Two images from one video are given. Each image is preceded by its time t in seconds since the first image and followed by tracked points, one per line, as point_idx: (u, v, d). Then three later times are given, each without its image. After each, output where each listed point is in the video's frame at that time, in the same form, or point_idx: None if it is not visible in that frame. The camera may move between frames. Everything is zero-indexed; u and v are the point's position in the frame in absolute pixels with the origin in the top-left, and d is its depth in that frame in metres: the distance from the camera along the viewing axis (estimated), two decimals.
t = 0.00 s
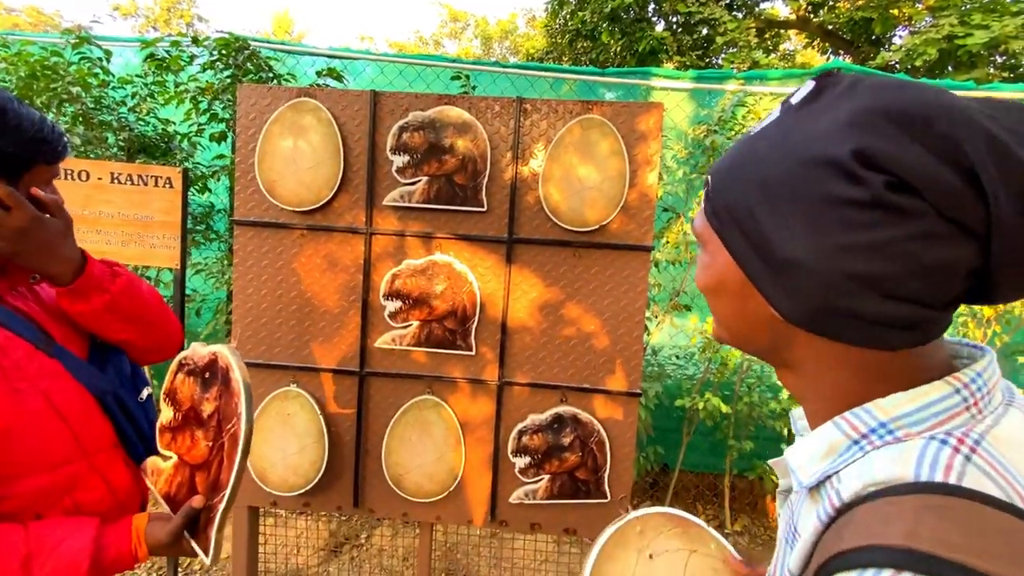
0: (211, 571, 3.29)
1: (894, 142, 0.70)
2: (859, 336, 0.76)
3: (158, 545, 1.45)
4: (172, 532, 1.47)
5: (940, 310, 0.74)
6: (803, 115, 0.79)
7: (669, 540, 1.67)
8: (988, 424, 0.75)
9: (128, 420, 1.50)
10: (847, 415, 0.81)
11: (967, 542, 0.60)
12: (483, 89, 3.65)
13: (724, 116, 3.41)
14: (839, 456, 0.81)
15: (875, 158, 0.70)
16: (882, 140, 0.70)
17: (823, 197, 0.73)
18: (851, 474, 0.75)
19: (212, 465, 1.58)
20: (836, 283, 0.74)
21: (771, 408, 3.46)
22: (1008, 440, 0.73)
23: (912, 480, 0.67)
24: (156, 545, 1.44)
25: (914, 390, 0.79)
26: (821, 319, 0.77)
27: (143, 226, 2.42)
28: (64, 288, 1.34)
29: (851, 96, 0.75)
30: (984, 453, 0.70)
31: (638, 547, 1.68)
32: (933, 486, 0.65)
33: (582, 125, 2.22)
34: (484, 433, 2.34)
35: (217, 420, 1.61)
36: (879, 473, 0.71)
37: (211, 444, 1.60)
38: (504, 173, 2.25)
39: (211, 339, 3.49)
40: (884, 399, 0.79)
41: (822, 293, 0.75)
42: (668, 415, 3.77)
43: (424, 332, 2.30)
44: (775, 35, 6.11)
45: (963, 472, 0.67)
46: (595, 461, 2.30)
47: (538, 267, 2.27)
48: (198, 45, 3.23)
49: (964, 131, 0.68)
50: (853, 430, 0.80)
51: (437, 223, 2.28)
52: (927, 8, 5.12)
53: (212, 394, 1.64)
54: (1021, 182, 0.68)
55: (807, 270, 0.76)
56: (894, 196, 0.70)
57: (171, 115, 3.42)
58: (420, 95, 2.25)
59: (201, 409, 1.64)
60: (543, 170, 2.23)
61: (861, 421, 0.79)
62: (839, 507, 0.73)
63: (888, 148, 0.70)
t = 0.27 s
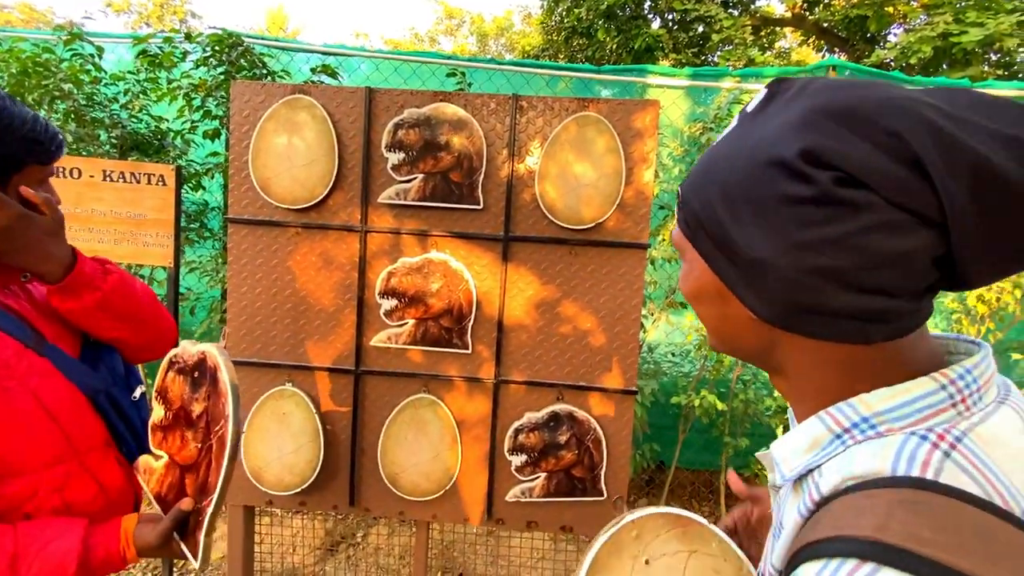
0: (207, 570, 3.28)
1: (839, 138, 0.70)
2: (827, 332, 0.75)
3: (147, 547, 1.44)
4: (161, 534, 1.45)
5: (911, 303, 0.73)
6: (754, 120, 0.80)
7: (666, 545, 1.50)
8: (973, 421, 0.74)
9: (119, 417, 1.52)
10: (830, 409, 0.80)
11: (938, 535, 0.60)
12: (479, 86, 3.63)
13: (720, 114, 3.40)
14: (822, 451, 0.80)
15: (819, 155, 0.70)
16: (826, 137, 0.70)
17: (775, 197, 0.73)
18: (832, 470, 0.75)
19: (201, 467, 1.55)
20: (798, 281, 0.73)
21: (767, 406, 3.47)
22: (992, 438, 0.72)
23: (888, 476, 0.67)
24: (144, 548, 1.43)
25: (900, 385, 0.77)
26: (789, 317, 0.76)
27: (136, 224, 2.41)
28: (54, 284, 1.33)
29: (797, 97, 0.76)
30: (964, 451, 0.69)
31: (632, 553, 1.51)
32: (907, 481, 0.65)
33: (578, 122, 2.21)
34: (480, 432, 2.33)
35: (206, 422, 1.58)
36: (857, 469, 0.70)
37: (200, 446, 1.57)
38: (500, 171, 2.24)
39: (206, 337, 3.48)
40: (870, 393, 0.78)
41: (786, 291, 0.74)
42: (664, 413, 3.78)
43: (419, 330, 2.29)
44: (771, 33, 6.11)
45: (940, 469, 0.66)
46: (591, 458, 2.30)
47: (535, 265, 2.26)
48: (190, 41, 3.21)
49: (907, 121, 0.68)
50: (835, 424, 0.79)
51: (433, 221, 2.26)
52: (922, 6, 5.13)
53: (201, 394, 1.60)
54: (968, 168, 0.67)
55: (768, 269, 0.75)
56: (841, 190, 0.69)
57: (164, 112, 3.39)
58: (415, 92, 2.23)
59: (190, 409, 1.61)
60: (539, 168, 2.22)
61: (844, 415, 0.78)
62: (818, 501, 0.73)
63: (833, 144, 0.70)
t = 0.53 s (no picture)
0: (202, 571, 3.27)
1: (839, 136, 0.69)
2: (822, 336, 0.74)
3: (144, 550, 1.44)
4: (157, 537, 1.46)
5: (909, 308, 0.72)
6: (756, 114, 0.79)
7: (705, 562, 1.45)
8: (974, 429, 0.72)
9: (116, 417, 1.51)
10: (828, 415, 0.79)
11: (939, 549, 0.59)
12: (475, 84, 3.59)
13: (716, 112, 3.37)
14: (818, 458, 0.79)
15: (819, 153, 0.70)
16: (827, 134, 0.70)
17: (772, 195, 0.73)
18: (830, 478, 0.73)
19: (196, 468, 1.56)
20: (793, 281, 0.73)
21: (762, 403, 3.47)
22: (993, 447, 0.71)
23: (890, 485, 0.65)
24: (140, 550, 1.43)
25: (899, 391, 0.76)
26: (783, 319, 0.76)
27: (129, 223, 2.39)
28: (50, 285, 1.32)
29: (800, 92, 0.75)
30: (967, 460, 0.68)
31: (666, 567, 1.48)
32: (909, 491, 0.64)
33: (575, 120, 2.20)
34: (477, 430, 2.33)
35: (201, 423, 1.58)
36: (858, 478, 0.69)
37: (195, 448, 1.58)
38: (497, 169, 2.23)
39: (200, 336, 3.46)
40: (869, 399, 0.77)
41: (782, 293, 0.74)
42: (661, 410, 3.78)
43: (416, 329, 2.29)
44: (766, 31, 6.12)
45: (943, 480, 0.65)
46: (588, 457, 2.29)
47: (531, 263, 2.25)
48: (183, 38, 3.19)
49: (911, 120, 0.67)
50: (834, 430, 0.77)
51: (429, 219, 2.26)
52: (916, 4, 5.14)
53: (196, 395, 1.60)
54: (976, 169, 0.65)
55: (763, 269, 0.75)
56: (842, 190, 0.69)
57: (157, 110, 3.38)
58: (411, 89, 2.22)
59: (185, 409, 1.61)
60: (536, 166, 2.21)
61: (842, 421, 0.77)
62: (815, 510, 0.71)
63: (833, 142, 0.69)
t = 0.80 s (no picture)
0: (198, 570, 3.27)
1: (808, 139, 0.67)
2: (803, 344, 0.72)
3: (151, 544, 1.45)
4: (165, 532, 1.46)
5: (892, 311, 0.70)
6: (725, 119, 0.77)
7: (723, 554, 1.61)
8: (969, 440, 0.71)
9: (113, 417, 1.51)
10: (820, 425, 0.78)
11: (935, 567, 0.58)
12: (470, 82, 3.60)
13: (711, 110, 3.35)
14: (810, 468, 0.78)
15: (787, 158, 0.67)
16: (795, 138, 0.67)
17: (743, 202, 0.71)
18: (820, 491, 0.72)
19: (206, 464, 1.54)
20: (769, 290, 0.71)
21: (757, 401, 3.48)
22: (989, 459, 0.70)
23: (884, 497, 0.64)
24: (149, 544, 1.44)
25: (893, 400, 0.75)
26: (761, 328, 0.74)
27: (122, 222, 2.38)
28: (45, 290, 1.34)
29: (769, 95, 0.73)
30: (962, 473, 0.67)
31: (684, 554, 1.62)
32: (902, 505, 0.63)
33: (570, 119, 2.20)
34: (472, 430, 2.32)
35: (210, 419, 1.57)
36: (849, 492, 0.68)
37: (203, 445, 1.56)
38: (492, 168, 2.23)
39: (195, 336, 3.46)
40: (862, 408, 0.76)
41: (759, 302, 0.72)
42: (656, 408, 3.78)
43: (411, 328, 2.28)
44: (761, 29, 6.14)
45: (937, 494, 0.64)
46: (584, 455, 2.29)
47: (527, 261, 2.25)
48: (176, 35, 3.17)
49: (880, 121, 0.65)
50: (826, 441, 0.77)
51: (424, 218, 2.25)
52: (910, 3, 5.16)
53: (203, 392, 1.59)
54: (949, 169, 0.64)
55: (739, 279, 0.73)
56: (810, 196, 0.66)
57: (149, 108, 3.36)
58: (406, 88, 2.21)
59: (192, 407, 1.60)
60: (531, 164, 2.21)
61: (834, 432, 0.76)
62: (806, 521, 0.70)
63: (802, 146, 0.67)
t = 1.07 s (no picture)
0: (191, 571, 3.24)
1: (788, 130, 0.64)
2: (789, 346, 0.69)
3: (152, 541, 1.45)
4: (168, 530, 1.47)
5: (883, 309, 0.67)
6: (698, 114, 0.75)
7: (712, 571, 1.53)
8: (968, 448, 0.69)
9: (102, 418, 1.47)
10: (811, 437, 0.76)
11: None
12: (466, 78, 3.59)
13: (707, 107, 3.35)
14: (801, 482, 0.76)
15: (766, 150, 0.65)
16: (774, 130, 0.65)
17: (721, 199, 0.68)
18: (815, 509, 0.70)
19: (209, 460, 1.54)
20: (753, 289, 0.68)
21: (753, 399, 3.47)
22: (989, 468, 0.68)
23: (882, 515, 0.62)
24: (151, 541, 1.45)
25: (887, 409, 0.73)
26: (746, 331, 0.70)
27: (110, 219, 2.34)
28: (40, 293, 1.34)
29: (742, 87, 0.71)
30: (963, 485, 0.65)
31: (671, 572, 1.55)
32: (902, 523, 0.60)
33: (565, 115, 2.17)
34: (466, 429, 2.30)
35: (213, 416, 1.57)
36: (846, 510, 0.65)
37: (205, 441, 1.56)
38: (486, 164, 2.20)
39: (187, 335, 3.43)
40: (854, 418, 0.74)
41: (743, 304, 0.69)
42: (652, 407, 3.76)
43: (404, 327, 2.25)
44: (758, 27, 6.13)
45: (939, 510, 0.62)
46: (579, 454, 2.27)
47: (521, 259, 2.22)
48: (167, 31, 3.13)
49: (860, 107, 0.63)
50: (818, 454, 0.74)
51: (417, 215, 2.22)
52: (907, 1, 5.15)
53: (207, 391, 1.59)
54: (933, 151, 0.62)
55: (721, 280, 0.69)
56: (793, 188, 0.64)
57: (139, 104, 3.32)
58: (398, 83, 2.19)
59: (194, 406, 1.60)
60: (525, 161, 2.18)
61: (827, 444, 0.74)
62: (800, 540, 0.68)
63: (781, 137, 0.64)
